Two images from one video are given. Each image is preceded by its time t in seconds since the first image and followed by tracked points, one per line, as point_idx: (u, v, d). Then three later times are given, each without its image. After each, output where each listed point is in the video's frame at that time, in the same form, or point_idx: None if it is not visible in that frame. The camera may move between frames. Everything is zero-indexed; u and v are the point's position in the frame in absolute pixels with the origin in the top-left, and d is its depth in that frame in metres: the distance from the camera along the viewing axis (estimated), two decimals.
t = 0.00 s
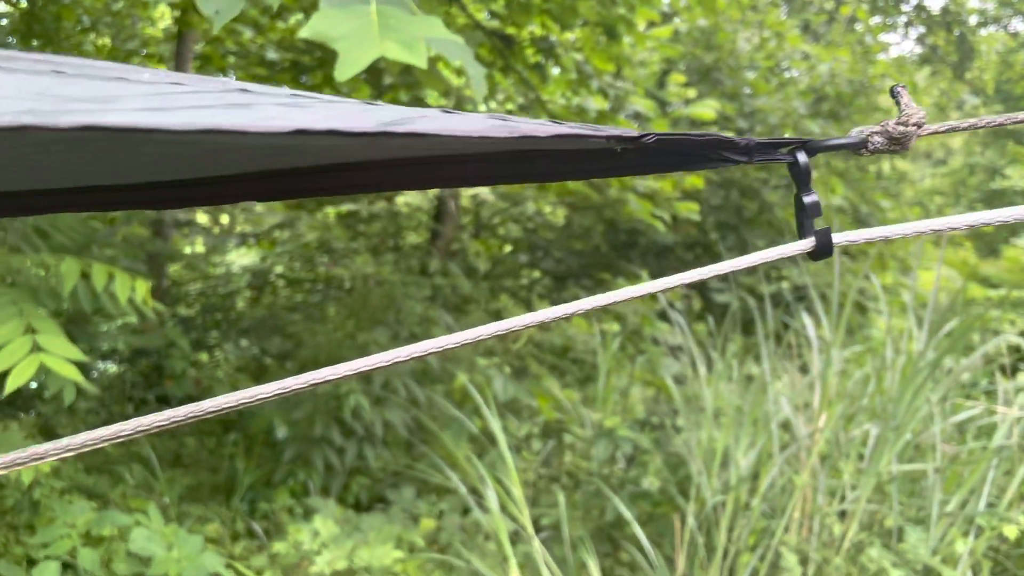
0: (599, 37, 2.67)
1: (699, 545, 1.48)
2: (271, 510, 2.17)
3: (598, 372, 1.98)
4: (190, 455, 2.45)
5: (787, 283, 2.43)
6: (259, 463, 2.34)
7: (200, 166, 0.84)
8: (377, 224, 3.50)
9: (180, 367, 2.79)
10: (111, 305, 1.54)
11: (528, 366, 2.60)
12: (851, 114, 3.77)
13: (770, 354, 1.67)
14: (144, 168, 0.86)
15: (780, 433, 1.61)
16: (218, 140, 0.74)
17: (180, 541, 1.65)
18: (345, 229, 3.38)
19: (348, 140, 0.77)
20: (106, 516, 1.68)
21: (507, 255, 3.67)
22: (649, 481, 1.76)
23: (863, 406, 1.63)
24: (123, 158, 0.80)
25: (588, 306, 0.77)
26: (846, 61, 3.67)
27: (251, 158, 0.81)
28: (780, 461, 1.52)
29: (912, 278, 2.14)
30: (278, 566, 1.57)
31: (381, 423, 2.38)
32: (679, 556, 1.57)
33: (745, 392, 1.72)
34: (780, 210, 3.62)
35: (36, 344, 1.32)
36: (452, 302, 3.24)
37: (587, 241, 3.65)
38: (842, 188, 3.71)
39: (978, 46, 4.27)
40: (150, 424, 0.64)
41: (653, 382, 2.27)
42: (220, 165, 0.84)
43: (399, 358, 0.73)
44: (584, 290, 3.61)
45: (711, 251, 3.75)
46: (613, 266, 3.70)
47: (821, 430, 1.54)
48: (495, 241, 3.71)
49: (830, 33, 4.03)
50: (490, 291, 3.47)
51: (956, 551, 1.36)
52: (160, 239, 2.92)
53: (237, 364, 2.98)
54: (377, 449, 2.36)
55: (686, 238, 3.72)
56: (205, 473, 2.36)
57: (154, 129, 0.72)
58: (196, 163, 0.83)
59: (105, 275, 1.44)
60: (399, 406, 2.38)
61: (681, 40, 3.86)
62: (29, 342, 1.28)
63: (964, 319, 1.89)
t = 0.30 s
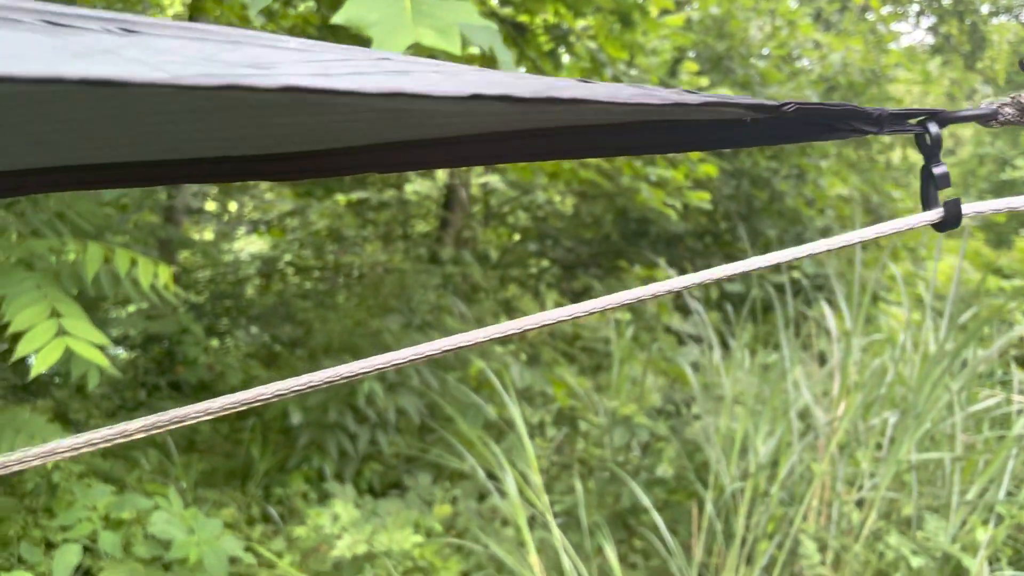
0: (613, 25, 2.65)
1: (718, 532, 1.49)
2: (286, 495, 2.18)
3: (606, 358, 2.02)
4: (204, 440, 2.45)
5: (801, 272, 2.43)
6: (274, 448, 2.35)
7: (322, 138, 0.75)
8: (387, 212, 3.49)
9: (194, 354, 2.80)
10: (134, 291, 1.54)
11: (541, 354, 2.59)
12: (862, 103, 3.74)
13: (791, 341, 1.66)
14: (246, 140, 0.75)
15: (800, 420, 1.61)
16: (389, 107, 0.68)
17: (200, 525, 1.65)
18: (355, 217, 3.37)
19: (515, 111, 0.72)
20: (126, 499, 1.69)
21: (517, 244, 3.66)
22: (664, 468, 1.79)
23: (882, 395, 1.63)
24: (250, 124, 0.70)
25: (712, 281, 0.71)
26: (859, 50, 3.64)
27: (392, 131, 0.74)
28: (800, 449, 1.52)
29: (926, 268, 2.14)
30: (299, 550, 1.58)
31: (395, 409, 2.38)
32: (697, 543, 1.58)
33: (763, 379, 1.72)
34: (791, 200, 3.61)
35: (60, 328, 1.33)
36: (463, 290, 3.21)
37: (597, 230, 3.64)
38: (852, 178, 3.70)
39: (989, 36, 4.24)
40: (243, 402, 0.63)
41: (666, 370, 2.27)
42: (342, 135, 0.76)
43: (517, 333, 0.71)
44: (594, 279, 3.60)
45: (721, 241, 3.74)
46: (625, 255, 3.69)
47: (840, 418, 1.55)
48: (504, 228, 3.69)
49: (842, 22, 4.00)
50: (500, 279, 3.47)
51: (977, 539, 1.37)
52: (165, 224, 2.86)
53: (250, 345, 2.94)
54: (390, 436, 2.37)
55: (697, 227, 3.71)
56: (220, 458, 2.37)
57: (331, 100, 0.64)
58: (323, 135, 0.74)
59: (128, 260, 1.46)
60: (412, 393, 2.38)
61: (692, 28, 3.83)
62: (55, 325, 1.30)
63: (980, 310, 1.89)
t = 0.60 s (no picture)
0: (630, 11, 2.65)
1: (737, 517, 1.50)
2: (303, 480, 2.19)
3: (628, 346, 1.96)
4: (221, 425, 2.45)
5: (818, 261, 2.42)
6: (291, 433, 2.36)
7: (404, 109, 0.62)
8: (399, 199, 3.47)
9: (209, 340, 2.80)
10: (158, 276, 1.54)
11: (555, 341, 2.60)
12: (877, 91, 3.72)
13: (811, 327, 1.66)
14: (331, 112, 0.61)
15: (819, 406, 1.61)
16: (525, 65, 0.56)
17: (222, 507, 1.67)
18: (368, 204, 3.35)
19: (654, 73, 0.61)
20: (149, 483, 1.71)
21: (529, 233, 3.64)
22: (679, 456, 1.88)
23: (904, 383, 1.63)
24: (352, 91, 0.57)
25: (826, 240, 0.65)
26: (874, 38, 3.62)
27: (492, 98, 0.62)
28: (820, 436, 1.52)
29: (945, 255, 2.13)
30: (321, 533, 1.60)
31: (411, 395, 2.40)
32: (716, 529, 1.59)
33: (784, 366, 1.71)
34: (805, 188, 3.58)
35: (87, 311, 1.34)
36: (476, 277, 3.22)
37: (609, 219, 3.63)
38: (864, 167, 3.69)
39: (1005, 24, 4.21)
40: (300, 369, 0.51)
41: (680, 358, 2.28)
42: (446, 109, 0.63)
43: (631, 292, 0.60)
44: (606, 269, 3.59)
45: (736, 230, 3.69)
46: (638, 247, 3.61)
47: (861, 405, 1.55)
48: (515, 217, 3.66)
49: (857, 10, 3.98)
50: (512, 267, 3.46)
51: (999, 525, 1.38)
52: (179, 211, 2.87)
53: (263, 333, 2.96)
54: (405, 422, 2.37)
55: (711, 217, 3.65)
56: (237, 443, 2.37)
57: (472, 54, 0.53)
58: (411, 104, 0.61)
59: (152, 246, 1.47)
60: (427, 380, 2.40)
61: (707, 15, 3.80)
62: (81, 309, 1.30)
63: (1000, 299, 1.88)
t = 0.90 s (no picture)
0: None
1: (758, 502, 1.50)
2: (321, 465, 2.21)
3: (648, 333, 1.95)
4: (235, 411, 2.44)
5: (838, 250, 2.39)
6: (309, 417, 2.36)
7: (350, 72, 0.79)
8: (413, 187, 3.41)
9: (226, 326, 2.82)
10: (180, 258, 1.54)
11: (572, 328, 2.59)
12: (894, 79, 3.69)
13: (836, 311, 1.64)
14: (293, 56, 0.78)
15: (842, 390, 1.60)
16: None
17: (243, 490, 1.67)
18: (382, 192, 3.30)
19: (572, 23, 0.73)
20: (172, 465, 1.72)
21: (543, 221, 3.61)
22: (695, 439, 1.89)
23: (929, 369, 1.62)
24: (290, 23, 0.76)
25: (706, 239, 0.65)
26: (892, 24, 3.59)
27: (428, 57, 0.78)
28: (844, 421, 1.52)
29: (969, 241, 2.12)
30: (343, 514, 1.62)
31: (428, 380, 2.42)
32: (737, 513, 1.60)
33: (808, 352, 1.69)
34: (822, 176, 3.55)
35: (111, 294, 1.34)
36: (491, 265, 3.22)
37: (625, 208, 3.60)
38: (881, 155, 3.66)
39: None
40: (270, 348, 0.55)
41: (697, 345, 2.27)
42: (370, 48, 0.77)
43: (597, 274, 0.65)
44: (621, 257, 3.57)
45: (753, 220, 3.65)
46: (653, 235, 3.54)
47: (884, 391, 1.54)
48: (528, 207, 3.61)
49: None
50: (527, 255, 3.45)
51: None
52: (196, 198, 2.90)
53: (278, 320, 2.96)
54: (422, 408, 2.38)
55: (728, 205, 3.58)
56: (255, 428, 2.37)
57: (373, 2, 0.72)
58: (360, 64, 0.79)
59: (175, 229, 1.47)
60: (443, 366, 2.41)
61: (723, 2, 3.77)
62: (105, 291, 1.31)
63: None
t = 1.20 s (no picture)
0: None
1: (784, 487, 1.50)
2: (340, 451, 2.21)
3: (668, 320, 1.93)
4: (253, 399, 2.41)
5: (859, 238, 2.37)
6: (328, 404, 2.36)
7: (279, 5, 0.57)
8: (427, 177, 3.39)
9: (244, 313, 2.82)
10: (203, 244, 1.55)
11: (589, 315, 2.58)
12: (914, 66, 3.63)
13: (863, 297, 1.63)
14: None
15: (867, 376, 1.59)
16: None
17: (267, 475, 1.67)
18: (396, 179, 3.31)
19: None
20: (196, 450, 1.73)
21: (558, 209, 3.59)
22: (716, 429, 1.87)
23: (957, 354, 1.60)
24: None
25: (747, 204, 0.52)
26: (912, 9, 3.53)
27: None
28: (870, 406, 1.51)
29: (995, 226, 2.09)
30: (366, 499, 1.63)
31: (447, 367, 2.42)
32: (761, 499, 1.60)
33: (833, 338, 1.67)
34: (839, 163, 3.51)
35: (138, 277, 1.34)
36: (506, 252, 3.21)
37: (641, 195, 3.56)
38: (899, 143, 3.62)
39: None
40: (354, 304, 0.44)
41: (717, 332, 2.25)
42: None
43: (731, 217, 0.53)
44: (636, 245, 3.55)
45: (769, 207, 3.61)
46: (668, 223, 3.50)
47: (911, 378, 1.53)
48: (541, 194, 3.61)
49: None
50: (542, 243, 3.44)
51: None
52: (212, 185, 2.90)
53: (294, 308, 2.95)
54: (440, 395, 2.39)
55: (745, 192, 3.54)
56: (274, 415, 2.37)
57: None
58: None
59: (200, 214, 1.47)
60: (461, 353, 2.41)
61: None
62: (132, 275, 1.30)
63: None
